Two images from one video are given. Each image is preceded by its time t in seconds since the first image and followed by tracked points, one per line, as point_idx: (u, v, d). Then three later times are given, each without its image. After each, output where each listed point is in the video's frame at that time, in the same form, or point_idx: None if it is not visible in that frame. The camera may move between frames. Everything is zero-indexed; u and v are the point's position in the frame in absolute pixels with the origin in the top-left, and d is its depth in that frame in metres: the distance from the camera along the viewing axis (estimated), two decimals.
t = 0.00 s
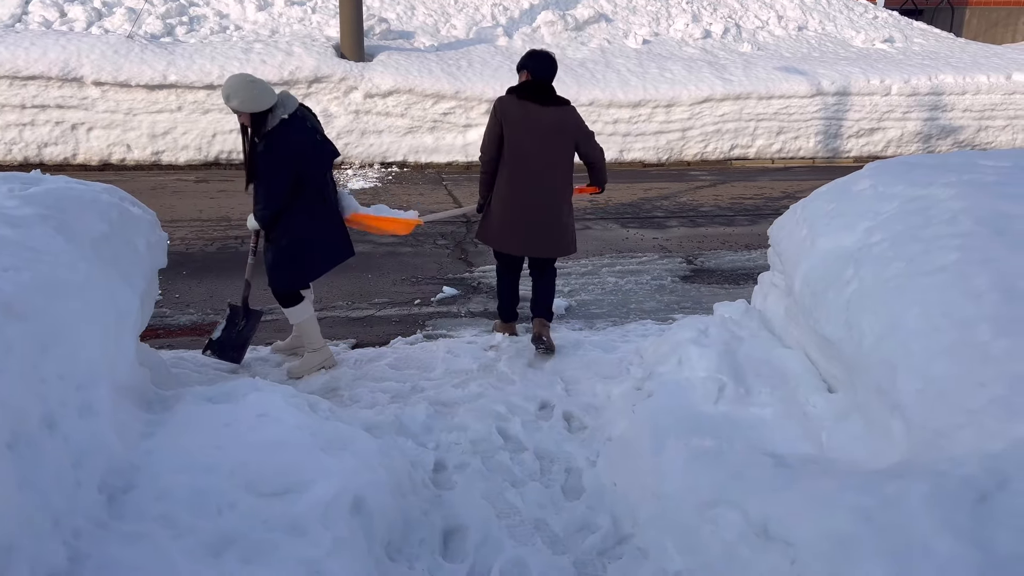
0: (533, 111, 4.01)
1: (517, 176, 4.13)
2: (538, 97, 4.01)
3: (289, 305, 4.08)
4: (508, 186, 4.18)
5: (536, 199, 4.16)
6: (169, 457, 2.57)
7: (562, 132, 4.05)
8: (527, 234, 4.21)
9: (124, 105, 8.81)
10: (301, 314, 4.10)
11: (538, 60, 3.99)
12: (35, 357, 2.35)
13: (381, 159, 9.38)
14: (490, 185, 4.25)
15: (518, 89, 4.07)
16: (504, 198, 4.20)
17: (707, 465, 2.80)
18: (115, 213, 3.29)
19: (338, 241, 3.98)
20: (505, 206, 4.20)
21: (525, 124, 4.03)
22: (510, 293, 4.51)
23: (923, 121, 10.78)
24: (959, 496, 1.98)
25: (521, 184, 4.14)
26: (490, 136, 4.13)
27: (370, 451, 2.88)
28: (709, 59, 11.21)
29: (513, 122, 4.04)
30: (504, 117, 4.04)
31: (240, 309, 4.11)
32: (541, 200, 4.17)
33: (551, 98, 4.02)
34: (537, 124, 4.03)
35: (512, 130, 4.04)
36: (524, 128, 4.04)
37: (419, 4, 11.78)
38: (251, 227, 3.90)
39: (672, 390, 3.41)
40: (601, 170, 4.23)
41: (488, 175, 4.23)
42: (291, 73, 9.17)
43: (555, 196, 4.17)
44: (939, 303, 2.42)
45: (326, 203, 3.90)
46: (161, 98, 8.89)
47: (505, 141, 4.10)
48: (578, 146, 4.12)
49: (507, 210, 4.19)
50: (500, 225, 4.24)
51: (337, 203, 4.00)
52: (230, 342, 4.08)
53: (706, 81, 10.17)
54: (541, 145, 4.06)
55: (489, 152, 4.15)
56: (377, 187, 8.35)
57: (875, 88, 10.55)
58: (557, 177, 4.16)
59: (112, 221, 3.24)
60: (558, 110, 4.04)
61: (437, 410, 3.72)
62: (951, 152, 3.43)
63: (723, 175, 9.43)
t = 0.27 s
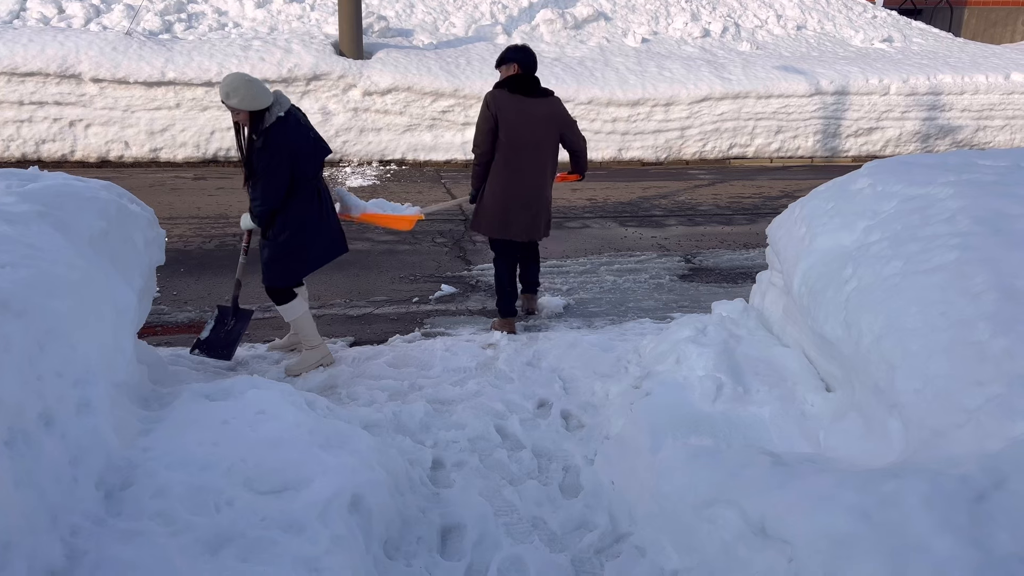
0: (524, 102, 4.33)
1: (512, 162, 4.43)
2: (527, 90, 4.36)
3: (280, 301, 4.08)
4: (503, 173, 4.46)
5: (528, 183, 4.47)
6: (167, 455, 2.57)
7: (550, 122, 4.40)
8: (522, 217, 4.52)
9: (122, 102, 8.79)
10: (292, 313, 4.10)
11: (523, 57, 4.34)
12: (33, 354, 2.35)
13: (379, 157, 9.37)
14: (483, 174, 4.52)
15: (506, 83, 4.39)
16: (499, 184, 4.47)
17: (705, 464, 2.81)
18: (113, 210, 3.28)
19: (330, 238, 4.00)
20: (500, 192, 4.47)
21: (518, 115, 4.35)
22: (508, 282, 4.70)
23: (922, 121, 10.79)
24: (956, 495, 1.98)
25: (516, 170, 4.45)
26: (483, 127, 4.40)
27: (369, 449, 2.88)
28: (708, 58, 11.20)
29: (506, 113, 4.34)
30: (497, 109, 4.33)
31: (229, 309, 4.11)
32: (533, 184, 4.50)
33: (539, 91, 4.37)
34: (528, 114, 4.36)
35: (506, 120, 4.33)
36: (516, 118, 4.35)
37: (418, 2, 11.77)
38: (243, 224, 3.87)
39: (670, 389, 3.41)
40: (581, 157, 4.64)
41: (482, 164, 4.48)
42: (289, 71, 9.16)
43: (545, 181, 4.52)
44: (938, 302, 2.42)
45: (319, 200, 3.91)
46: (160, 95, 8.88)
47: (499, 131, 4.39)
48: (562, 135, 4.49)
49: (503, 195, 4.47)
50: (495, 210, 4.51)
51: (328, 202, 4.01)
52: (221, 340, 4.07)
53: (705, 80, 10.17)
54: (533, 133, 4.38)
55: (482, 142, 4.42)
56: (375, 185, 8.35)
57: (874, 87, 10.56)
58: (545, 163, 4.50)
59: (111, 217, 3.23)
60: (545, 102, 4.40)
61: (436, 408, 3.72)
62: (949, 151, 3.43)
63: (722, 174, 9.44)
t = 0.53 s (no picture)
0: (521, 102, 4.41)
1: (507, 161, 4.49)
2: (522, 90, 4.45)
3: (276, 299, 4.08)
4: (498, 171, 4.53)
5: (523, 182, 4.53)
6: (165, 452, 2.57)
7: (544, 123, 4.49)
8: (516, 214, 4.58)
9: (121, 99, 8.78)
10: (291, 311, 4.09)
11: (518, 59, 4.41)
12: (31, 352, 2.34)
13: (378, 155, 9.37)
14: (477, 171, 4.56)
15: (502, 84, 4.46)
16: (495, 181, 4.53)
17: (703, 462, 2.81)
18: (112, 207, 3.28)
19: (325, 235, 4.02)
20: (496, 190, 4.53)
21: (515, 115, 4.42)
22: (508, 276, 4.79)
23: (921, 120, 10.79)
24: (955, 494, 1.98)
25: (512, 169, 4.51)
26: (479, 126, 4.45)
27: (368, 447, 2.87)
28: (708, 57, 11.20)
29: (503, 112, 4.40)
30: (494, 108, 4.39)
31: (227, 307, 4.05)
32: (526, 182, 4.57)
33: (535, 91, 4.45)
34: (524, 114, 4.44)
35: (504, 120, 4.39)
36: (513, 117, 4.42)
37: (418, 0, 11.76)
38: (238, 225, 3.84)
39: (669, 387, 3.41)
40: (568, 156, 4.76)
41: (476, 162, 4.53)
42: (289, 68, 9.15)
43: (540, 179, 4.60)
44: (936, 302, 2.42)
45: (313, 197, 3.93)
46: (159, 92, 8.87)
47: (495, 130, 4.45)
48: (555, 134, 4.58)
49: (498, 192, 4.53)
50: (490, 207, 4.57)
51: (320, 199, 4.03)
52: (220, 339, 4.02)
53: (704, 79, 10.17)
54: (529, 132, 4.46)
55: (479, 140, 4.46)
56: (374, 183, 8.34)
57: (872, 87, 10.57)
58: (538, 162, 4.58)
59: (109, 214, 3.23)
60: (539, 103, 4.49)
61: (434, 406, 3.72)
62: (948, 151, 3.43)
63: (721, 173, 9.43)
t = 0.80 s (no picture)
0: (512, 92, 4.85)
1: (500, 145, 4.94)
2: (513, 81, 4.88)
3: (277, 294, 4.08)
4: (491, 154, 4.97)
5: (513, 165, 5.01)
6: (164, 450, 2.57)
7: (532, 111, 4.95)
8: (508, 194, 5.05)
9: (120, 97, 8.77)
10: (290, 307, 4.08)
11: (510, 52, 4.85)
12: (31, 349, 2.34)
13: (378, 154, 9.37)
14: (472, 154, 5.00)
15: (493, 74, 4.89)
16: (488, 163, 4.97)
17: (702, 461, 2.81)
18: (111, 205, 3.28)
19: (319, 228, 4.04)
20: (489, 171, 4.99)
21: (507, 104, 4.87)
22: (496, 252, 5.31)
23: (920, 120, 10.80)
24: (953, 493, 1.98)
25: (504, 153, 4.96)
26: (473, 113, 4.89)
27: (367, 445, 2.87)
28: (708, 56, 11.20)
29: (496, 101, 4.85)
30: (487, 97, 4.82)
31: (227, 305, 4.06)
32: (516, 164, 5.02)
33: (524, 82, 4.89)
34: (514, 103, 4.89)
35: (497, 107, 4.84)
36: (505, 105, 4.87)
37: None
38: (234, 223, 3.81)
39: (668, 386, 3.41)
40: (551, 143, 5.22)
41: (471, 145, 4.97)
42: (288, 67, 9.13)
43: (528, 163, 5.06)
44: (935, 301, 2.42)
45: (308, 191, 3.94)
46: (158, 90, 8.86)
47: (488, 117, 4.89)
48: (541, 122, 5.04)
49: (491, 173, 4.98)
50: (484, 186, 5.02)
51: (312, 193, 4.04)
52: (221, 338, 4.02)
53: (704, 78, 10.17)
54: (519, 119, 4.91)
55: (474, 126, 4.90)
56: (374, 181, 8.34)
57: (872, 86, 10.57)
58: (526, 146, 5.03)
59: (108, 212, 3.22)
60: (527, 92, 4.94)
61: (433, 405, 3.72)
62: (948, 151, 3.43)
63: (721, 172, 9.44)
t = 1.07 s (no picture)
0: (496, 90, 5.00)
1: (485, 141, 5.10)
2: (497, 79, 5.03)
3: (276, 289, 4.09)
4: (476, 150, 5.12)
5: (499, 161, 5.15)
6: (163, 450, 2.57)
7: (516, 108, 5.11)
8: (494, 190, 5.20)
9: (120, 96, 8.77)
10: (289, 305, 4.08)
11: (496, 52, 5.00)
12: (29, 349, 2.34)
13: (378, 153, 9.38)
14: (457, 149, 5.15)
15: (477, 72, 5.02)
16: (474, 159, 5.12)
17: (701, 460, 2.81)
18: (110, 204, 3.27)
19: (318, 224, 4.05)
20: (474, 167, 5.13)
21: (491, 101, 5.01)
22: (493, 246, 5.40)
23: (920, 120, 10.80)
24: (951, 493, 1.99)
25: (488, 149, 5.11)
26: (459, 110, 5.04)
27: (367, 444, 2.87)
28: (708, 56, 11.19)
29: (481, 98, 4.99)
30: (473, 95, 4.97)
31: (227, 311, 4.05)
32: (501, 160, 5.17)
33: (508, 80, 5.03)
34: (498, 100, 5.04)
35: (482, 105, 4.99)
36: (490, 103, 5.01)
37: None
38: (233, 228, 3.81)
39: (667, 386, 3.41)
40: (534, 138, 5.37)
41: (457, 142, 5.12)
42: (288, 66, 9.12)
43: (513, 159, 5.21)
44: (935, 301, 2.42)
45: (305, 189, 3.94)
46: (158, 90, 8.86)
47: (474, 114, 5.04)
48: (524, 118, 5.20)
49: (477, 168, 5.13)
50: (470, 181, 5.17)
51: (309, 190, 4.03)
52: (224, 343, 4.04)
53: (704, 78, 10.17)
54: (503, 116, 5.07)
55: (459, 123, 5.04)
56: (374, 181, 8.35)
57: (872, 86, 10.57)
58: (510, 142, 5.18)
59: (107, 211, 3.22)
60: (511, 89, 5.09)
61: (433, 404, 3.72)
62: (948, 151, 3.43)
63: (721, 172, 9.44)
